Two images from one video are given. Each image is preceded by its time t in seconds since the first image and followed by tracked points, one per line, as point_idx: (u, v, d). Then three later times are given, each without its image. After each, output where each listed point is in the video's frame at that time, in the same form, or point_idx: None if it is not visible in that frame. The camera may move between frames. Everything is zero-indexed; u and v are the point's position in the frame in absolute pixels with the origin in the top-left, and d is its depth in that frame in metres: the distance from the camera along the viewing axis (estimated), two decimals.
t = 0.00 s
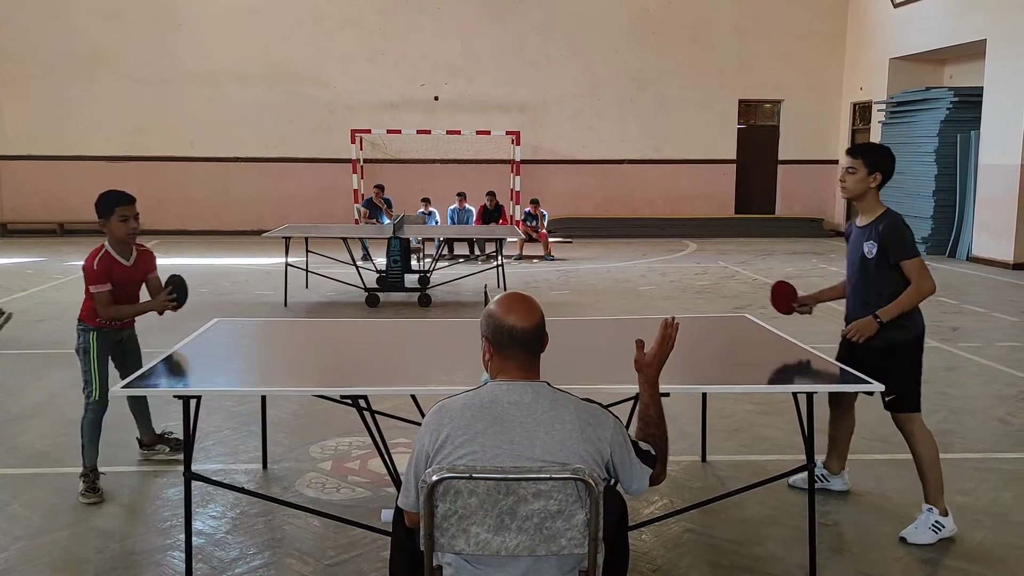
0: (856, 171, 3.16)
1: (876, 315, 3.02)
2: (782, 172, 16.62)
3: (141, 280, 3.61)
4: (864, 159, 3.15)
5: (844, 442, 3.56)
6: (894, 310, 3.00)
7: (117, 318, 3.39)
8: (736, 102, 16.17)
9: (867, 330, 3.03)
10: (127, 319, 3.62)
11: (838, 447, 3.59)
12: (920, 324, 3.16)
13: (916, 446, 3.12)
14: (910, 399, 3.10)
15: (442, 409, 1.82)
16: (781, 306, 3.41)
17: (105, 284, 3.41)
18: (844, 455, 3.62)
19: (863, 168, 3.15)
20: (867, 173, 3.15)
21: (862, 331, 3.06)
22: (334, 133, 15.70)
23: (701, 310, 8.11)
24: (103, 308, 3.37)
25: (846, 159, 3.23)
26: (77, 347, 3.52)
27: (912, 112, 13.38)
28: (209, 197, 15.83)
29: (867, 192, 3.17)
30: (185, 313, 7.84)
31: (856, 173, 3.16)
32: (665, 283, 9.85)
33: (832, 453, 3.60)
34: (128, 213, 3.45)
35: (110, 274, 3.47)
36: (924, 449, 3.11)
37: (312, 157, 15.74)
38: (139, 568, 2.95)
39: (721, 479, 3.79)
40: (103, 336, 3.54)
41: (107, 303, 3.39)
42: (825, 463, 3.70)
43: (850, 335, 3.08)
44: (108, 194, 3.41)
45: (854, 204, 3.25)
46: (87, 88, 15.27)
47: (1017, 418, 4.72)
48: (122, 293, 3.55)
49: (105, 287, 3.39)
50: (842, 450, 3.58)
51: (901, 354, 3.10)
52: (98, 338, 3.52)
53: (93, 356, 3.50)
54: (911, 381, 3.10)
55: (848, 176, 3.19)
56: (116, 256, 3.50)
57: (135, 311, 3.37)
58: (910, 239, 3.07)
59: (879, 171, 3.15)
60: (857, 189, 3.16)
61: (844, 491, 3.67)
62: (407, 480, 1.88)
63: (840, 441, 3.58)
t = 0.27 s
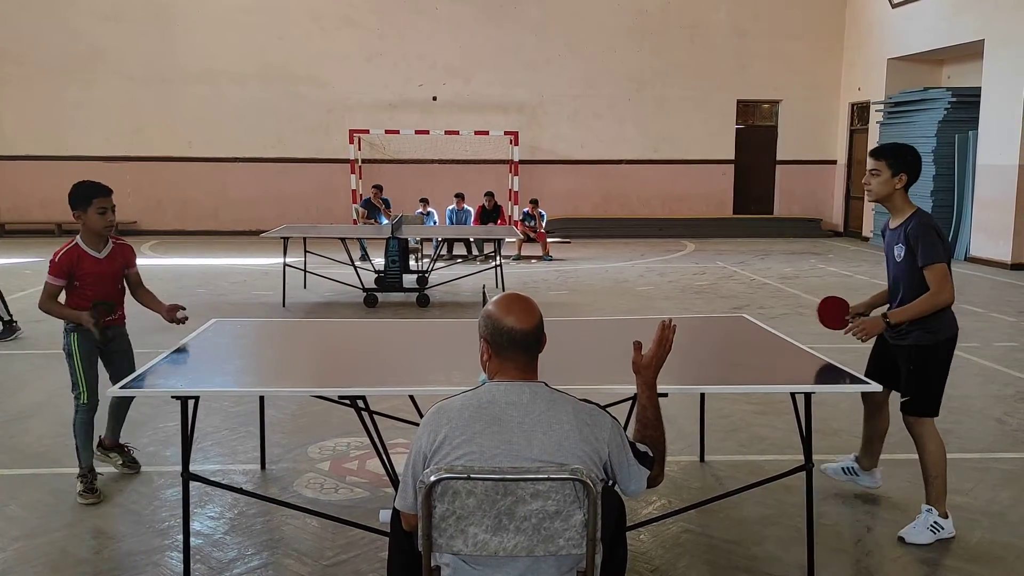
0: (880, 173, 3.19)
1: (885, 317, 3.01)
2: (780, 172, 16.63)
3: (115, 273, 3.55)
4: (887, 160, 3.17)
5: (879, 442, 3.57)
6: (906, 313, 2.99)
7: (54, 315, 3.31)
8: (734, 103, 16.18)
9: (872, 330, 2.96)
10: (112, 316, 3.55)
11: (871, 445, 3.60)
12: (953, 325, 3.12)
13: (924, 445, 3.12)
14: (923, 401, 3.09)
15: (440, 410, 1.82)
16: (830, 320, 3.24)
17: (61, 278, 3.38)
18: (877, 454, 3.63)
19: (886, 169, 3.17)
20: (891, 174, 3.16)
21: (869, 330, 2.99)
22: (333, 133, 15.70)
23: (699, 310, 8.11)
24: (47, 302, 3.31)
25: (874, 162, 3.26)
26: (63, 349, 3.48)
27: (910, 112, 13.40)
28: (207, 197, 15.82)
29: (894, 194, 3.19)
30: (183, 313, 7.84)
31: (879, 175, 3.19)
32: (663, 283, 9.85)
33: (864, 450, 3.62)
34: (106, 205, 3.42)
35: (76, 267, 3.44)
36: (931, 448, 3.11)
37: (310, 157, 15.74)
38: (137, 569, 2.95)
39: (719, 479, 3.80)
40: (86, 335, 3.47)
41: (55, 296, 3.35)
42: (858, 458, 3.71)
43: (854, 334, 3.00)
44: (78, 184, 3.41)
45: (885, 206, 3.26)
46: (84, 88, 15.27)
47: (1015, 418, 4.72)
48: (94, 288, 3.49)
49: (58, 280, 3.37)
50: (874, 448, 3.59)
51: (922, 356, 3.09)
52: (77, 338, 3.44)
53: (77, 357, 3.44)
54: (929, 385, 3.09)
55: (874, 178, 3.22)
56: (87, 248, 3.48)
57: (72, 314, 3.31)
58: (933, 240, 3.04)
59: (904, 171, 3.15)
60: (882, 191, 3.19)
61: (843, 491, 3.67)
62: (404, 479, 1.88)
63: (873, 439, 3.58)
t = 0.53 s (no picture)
0: (882, 179, 3.19)
1: (902, 329, 2.94)
2: (778, 172, 16.64)
3: (106, 269, 3.51)
4: (888, 166, 3.17)
5: (898, 440, 3.58)
6: (919, 322, 2.95)
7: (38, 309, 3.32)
8: (732, 103, 16.19)
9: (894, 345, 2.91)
10: (107, 317, 3.52)
11: (891, 442, 3.62)
12: (959, 326, 3.12)
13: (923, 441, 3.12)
14: (927, 400, 3.09)
15: (438, 410, 1.82)
16: (828, 309, 3.39)
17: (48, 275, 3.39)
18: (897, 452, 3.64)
19: (888, 176, 3.17)
20: (892, 180, 3.16)
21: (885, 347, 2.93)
22: (331, 133, 15.69)
23: (698, 310, 8.12)
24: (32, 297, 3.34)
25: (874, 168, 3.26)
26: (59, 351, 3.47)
27: (908, 112, 13.41)
28: (205, 197, 15.81)
29: (895, 200, 3.19)
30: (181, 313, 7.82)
31: (882, 182, 3.19)
32: (662, 283, 9.85)
33: (884, 449, 3.64)
34: (97, 201, 3.40)
35: (64, 264, 3.44)
36: (929, 444, 3.11)
37: (309, 157, 15.73)
38: (135, 569, 2.95)
39: (718, 479, 3.80)
40: (80, 338, 3.45)
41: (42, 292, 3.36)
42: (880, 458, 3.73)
43: (872, 351, 2.95)
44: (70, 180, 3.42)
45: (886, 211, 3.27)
46: (82, 88, 15.25)
47: (1013, 418, 4.73)
48: (85, 285, 3.46)
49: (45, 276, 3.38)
50: (894, 447, 3.61)
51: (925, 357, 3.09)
52: (73, 341, 3.43)
53: (71, 360, 3.42)
54: (933, 384, 3.10)
55: (875, 185, 3.22)
56: (76, 244, 3.47)
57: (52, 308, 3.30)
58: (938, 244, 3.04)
59: (905, 177, 3.15)
60: (884, 198, 3.19)
61: (841, 491, 3.68)
62: (402, 479, 1.88)
63: (892, 435, 3.60)
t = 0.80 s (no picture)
0: (874, 183, 3.20)
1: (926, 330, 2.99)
2: (777, 171, 16.64)
3: (101, 266, 3.50)
4: (878, 170, 3.19)
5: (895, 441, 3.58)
6: (937, 320, 2.99)
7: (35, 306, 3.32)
8: (731, 102, 16.19)
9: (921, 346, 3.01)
10: (103, 317, 3.51)
11: (889, 445, 3.62)
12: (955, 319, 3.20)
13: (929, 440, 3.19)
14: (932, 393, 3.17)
15: (437, 409, 1.82)
16: (818, 306, 3.40)
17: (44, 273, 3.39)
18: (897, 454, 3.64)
19: (880, 180, 3.19)
20: (884, 184, 3.18)
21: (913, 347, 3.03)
22: (330, 132, 15.68)
23: (697, 309, 8.12)
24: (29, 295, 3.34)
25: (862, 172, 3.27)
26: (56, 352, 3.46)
27: (907, 111, 13.41)
28: (204, 196, 15.80)
29: (886, 204, 3.21)
30: (179, 313, 7.81)
31: (874, 186, 3.19)
32: (661, 282, 9.85)
33: (883, 452, 3.64)
34: (87, 197, 3.40)
35: (59, 262, 3.44)
36: (935, 443, 3.18)
37: (307, 156, 15.72)
38: (134, 569, 2.95)
39: (717, 478, 3.80)
40: (77, 339, 3.44)
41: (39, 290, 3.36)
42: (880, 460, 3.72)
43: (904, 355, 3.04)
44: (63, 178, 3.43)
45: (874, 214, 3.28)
46: (81, 87, 15.24)
47: (1011, 416, 4.73)
48: (81, 283, 3.46)
49: (42, 274, 3.38)
50: (892, 449, 3.60)
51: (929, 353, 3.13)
52: (69, 342, 3.42)
53: (69, 360, 3.40)
54: (938, 378, 3.16)
55: (865, 189, 3.23)
56: (71, 242, 3.47)
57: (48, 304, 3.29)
58: (935, 243, 3.08)
59: (896, 180, 3.18)
60: (875, 202, 3.20)
61: (839, 490, 3.68)
62: (401, 478, 1.88)
63: (889, 438, 3.60)
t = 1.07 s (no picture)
0: (885, 173, 3.19)
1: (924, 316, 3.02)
2: (776, 169, 16.64)
3: (100, 265, 3.50)
4: (889, 161, 3.18)
5: (895, 437, 3.58)
6: (937, 306, 3.01)
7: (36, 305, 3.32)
8: (730, 99, 16.18)
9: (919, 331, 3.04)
10: (103, 316, 3.51)
11: (889, 441, 3.61)
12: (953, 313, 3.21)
13: (935, 433, 3.21)
14: (932, 385, 3.17)
15: (437, 407, 1.82)
16: (821, 297, 3.40)
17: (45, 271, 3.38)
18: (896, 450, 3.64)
19: (891, 171, 3.18)
20: (894, 175, 3.18)
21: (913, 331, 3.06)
22: (329, 131, 15.67)
23: (696, 306, 8.11)
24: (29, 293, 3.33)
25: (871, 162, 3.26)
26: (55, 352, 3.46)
27: (907, 108, 13.40)
28: (203, 195, 15.78)
29: (893, 194, 3.21)
30: (179, 311, 7.81)
31: (885, 176, 3.19)
32: (660, 280, 9.85)
33: (883, 447, 3.63)
34: (85, 196, 3.38)
35: (59, 259, 3.43)
36: (941, 436, 3.20)
37: (306, 155, 15.71)
38: (135, 568, 2.95)
39: (716, 475, 3.80)
40: (76, 339, 3.44)
41: (39, 289, 3.35)
42: (880, 457, 3.72)
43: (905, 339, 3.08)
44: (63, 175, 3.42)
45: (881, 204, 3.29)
46: (79, 86, 15.22)
47: (1011, 413, 4.73)
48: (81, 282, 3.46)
49: (43, 273, 3.37)
50: (892, 445, 3.60)
51: (930, 344, 3.15)
52: (68, 341, 3.42)
53: (68, 360, 3.41)
54: (940, 371, 3.17)
55: (875, 179, 3.22)
56: (71, 240, 3.46)
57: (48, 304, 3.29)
58: (937, 233, 3.09)
59: (905, 172, 3.18)
60: (884, 192, 3.20)
61: (839, 488, 3.68)
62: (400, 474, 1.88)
63: (889, 434, 3.59)
